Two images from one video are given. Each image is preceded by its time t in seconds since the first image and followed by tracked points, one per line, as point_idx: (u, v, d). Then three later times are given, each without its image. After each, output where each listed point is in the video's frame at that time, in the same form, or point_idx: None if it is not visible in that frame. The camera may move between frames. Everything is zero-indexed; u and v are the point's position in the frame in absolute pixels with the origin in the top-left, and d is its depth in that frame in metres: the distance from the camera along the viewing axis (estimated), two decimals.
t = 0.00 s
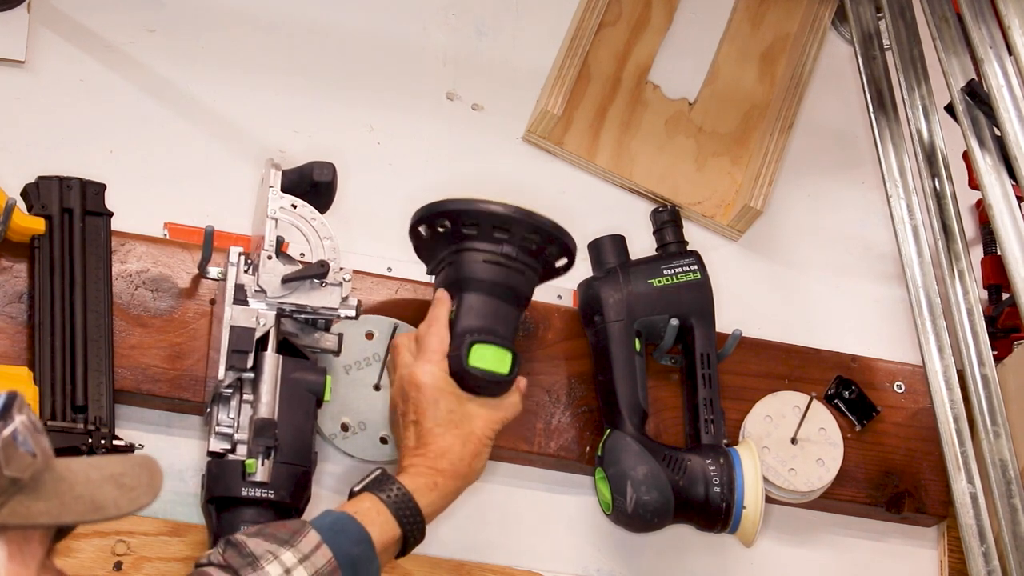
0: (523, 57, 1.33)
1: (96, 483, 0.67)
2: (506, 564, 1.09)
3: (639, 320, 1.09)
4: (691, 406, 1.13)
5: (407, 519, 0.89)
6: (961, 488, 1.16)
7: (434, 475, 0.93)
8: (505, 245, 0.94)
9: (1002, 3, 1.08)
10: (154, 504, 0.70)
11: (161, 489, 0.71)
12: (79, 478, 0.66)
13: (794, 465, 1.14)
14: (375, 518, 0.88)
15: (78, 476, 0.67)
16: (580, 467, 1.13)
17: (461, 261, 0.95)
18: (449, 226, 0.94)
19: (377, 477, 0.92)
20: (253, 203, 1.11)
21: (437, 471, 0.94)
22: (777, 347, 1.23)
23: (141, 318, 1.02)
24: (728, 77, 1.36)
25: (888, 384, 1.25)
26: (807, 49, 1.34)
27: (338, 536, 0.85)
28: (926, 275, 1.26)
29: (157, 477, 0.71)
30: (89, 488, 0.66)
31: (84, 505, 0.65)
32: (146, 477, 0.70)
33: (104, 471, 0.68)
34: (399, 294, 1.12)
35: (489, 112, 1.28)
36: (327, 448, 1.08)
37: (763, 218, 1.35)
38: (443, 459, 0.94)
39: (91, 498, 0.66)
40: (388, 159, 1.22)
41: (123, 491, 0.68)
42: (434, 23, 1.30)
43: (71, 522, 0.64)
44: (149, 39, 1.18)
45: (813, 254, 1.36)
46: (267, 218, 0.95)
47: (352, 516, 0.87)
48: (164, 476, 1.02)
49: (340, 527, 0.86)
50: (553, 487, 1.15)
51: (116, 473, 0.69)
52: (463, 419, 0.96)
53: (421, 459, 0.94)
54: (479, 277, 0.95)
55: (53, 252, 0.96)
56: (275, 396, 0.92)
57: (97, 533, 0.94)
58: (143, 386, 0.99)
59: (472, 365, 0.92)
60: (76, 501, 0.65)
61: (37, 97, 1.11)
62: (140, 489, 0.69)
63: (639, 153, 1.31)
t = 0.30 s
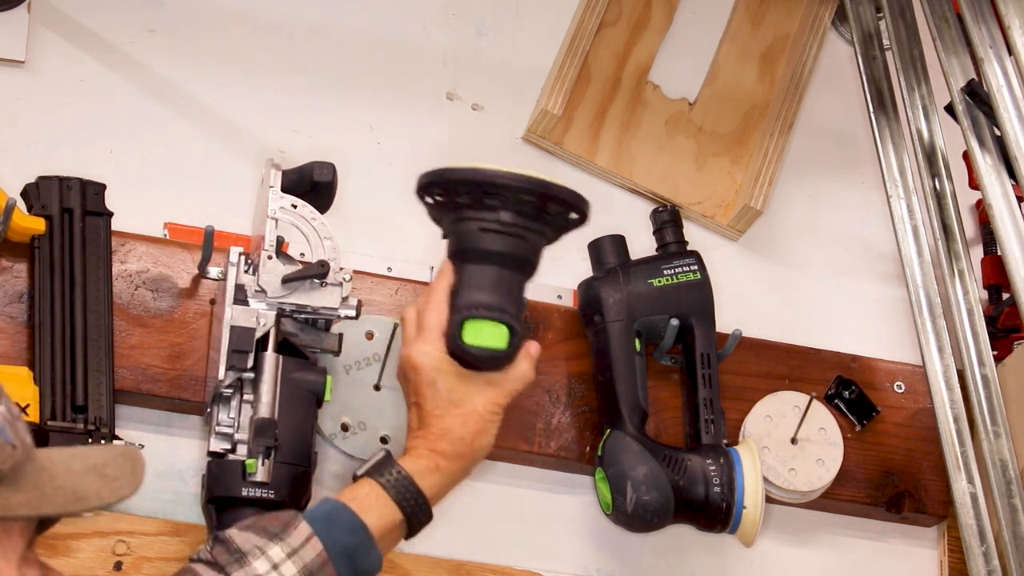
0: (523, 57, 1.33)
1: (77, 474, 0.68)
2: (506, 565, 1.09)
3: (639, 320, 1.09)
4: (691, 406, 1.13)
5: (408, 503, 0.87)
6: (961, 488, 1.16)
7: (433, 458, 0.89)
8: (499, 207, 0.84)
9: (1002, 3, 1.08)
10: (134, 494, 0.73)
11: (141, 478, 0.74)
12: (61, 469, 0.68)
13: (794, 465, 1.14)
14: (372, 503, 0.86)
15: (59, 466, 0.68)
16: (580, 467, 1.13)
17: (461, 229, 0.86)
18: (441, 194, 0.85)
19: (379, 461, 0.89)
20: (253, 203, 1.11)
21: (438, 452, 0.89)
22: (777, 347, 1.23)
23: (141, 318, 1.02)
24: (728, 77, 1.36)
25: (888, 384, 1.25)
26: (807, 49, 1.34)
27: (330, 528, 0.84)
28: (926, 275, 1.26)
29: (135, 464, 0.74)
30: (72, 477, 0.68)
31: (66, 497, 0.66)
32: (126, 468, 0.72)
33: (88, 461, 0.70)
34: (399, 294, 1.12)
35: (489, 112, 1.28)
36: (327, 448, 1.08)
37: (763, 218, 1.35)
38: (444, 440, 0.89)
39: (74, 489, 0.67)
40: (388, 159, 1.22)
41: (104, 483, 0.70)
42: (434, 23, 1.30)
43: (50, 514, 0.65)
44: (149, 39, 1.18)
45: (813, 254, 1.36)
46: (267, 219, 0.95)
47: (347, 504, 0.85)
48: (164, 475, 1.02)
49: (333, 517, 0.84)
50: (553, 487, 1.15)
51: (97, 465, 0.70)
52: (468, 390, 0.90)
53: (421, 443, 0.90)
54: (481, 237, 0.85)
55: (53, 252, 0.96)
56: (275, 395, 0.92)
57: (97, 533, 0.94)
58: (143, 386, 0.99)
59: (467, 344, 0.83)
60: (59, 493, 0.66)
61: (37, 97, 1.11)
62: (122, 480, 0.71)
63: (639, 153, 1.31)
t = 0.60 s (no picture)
0: (523, 57, 1.33)
1: (53, 470, 0.75)
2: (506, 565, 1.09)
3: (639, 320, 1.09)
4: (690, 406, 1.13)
5: None
6: (961, 488, 1.16)
7: None
8: (529, 347, 0.77)
9: (1002, 3, 1.08)
10: (106, 490, 0.80)
11: (115, 475, 0.81)
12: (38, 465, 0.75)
13: (794, 465, 1.15)
14: None
15: (35, 462, 0.74)
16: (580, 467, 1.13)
17: (496, 340, 0.78)
18: (487, 301, 0.78)
19: None
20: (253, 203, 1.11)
21: None
22: (777, 347, 1.23)
23: (141, 318, 1.02)
24: (728, 77, 1.36)
25: (888, 384, 1.25)
26: (807, 49, 1.34)
27: None
28: (926, 275, 1.26)
29: (110, 463, 0.81)
30: (49, 473, 0.75)
31: (41, 491, 0.73)
32: (100, 467, 0.80)
33: (63, 459, 0.77)
34: (399, 294, 1.12)
35: (489, 112, 1.28)
36: (327, 448, 1.07)
37: (763, 218, 1.35)
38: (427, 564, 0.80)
39: (49, 484, 0.74)
40: (388, 159, 1.22)
41: (77, 480, 0.77)
42: (434, 23, 1.30)
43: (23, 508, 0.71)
44: (149, 39, 1.18)
45: (813, 255, 1.36)
46: (267, 219, 0.95)
47: None
48: (164, 476, 1.02)
49: None
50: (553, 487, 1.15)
51: (72, 462, 0.78)
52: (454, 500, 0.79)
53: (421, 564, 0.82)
54: (505, 362, 0.78)
55: (53, 252, 0.96)
56: (275, 395, 0.92)
57: (97, 533, 0.94)
58: (143, 386, 0.99)
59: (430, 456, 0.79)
60: (37, 487, 0.73)
61: (37, 97, 1.11)
62: (95, 477, 0.79)
63: (639, 153, 1.30)
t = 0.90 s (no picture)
0: (523, 57, 1.33)
1: (37, 481, 0.79)
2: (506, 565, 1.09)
3: (639, 320, 1.09)
4: (691, 405, 1.13)
5: None
6: (961, 488, 1.16)
7: None
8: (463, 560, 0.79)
9: (1002, 3, 1.08)
10: (93, 504, 0.82)
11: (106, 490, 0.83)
12: (23, 476, 0.79)
13: (794, 465, 1.15)
14: None
15: (22, 472, 0.79)
16: (580, 467, 1.13)
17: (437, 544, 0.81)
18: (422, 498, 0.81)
19: None
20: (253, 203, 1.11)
21: None
22: (777, 347, 1.23)
23: (141, 318, 1.02)
24: (728, 77, 1.36)
25: (888, 384, 1.25)
26: (807, 49, 1.34)
27: None
28: (926, 275, 1.26)
29: (105, 481, 0.83)
30: (30, 485, 0.79)
31: (16, 500, 0.78)
32: (90, 482, 0.82)
33: (54, 471, 0.80)
34: (399, 294, 1.12)
35: (489, 112, 1.28)
36: (327, 448, 1.08)
37: (763, 218, 1.35)
38: None
39: (26, 495, 0.79)
40: (389, 159, 1.22)
41: (59, 493, 0.80)
42: (434, 23, 1.30)
43: None
44: (149, 39, 1.18)
45: (813, 255, 1.36)
46: (268, 219, 0.95)
47: None
48: (164, 476, 1.02)
49: None
50: (553, 487, 1.15)
51: (61, 475, 0.80)
52: None
53: None
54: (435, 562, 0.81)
55: (53, 252, 0.96)
56: (276, 395, 0.92)
57: (97, 533, 0.94)
58: (143, 386, 0.99)
59: None
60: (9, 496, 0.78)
61: (37, 97, 1.11)
62: (79, 493, 0.81)
63: (639, 153, 1.30)
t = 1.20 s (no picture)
0: (523, 57, 1.33)
1: (35, 512, 0.74)
2: (506, 565, 1.09)
3: (639, 320, 1.09)
4: (691, 406, 1.13)
5: None
6: (961, 488, 1.16)
7: None
8: None
9: (1002, 3, 1.08)
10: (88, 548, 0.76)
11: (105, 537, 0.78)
12: (22, 505, 0.74)
13: (794, 465, 1.15)
14: None
15: (21, 501, 0.74)
16: (580, 467, 1.13)
17: None
18: None
19: None
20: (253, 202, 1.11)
21: None
22: (777, 347, 1.23)
23: (141, 318, 1.02)
24: (728, 77, 1.36)
25: (888, 384, 1.25)
26: (807, 49, 1.34)
27: None
28: (926, 275, 1.26)
29: (106, 524, 0.78)
30: (28, 516, 0.73)
31: (9, 529, 0.73)
32: (89, 521, 0.76)
33: (55, 505, 0.75)
34: (399, 293, 1.12)
35: (488, 112, 1.28)
36: (327, 448, 1.08)
37: (763, 218, 1.35)
38: None
39: (20, 524, 0.73)
40: (389, 159, 1.22)
41: (56, 527, 0.74)
42: (434, 23, 1.30)
43: None
44: (149, 39, 1.18)
45: (813, 255, 1.36)
46: (268, 219, 0.95)
47: None
48: (164, 475, 1.02)
49: None
50: (553, 487, 1.15)
51: (61, 509, 0.75)
52: None
53: None
54: None
55: (53, 252, 0.96)
56: (276, 395, 0.92)
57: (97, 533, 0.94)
58: (143, 386, 0.99)
59: None
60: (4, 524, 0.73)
61: (37, 97, 1.11)
62: (76, 531, 0.75)
63: (639, 154, 1.30)
